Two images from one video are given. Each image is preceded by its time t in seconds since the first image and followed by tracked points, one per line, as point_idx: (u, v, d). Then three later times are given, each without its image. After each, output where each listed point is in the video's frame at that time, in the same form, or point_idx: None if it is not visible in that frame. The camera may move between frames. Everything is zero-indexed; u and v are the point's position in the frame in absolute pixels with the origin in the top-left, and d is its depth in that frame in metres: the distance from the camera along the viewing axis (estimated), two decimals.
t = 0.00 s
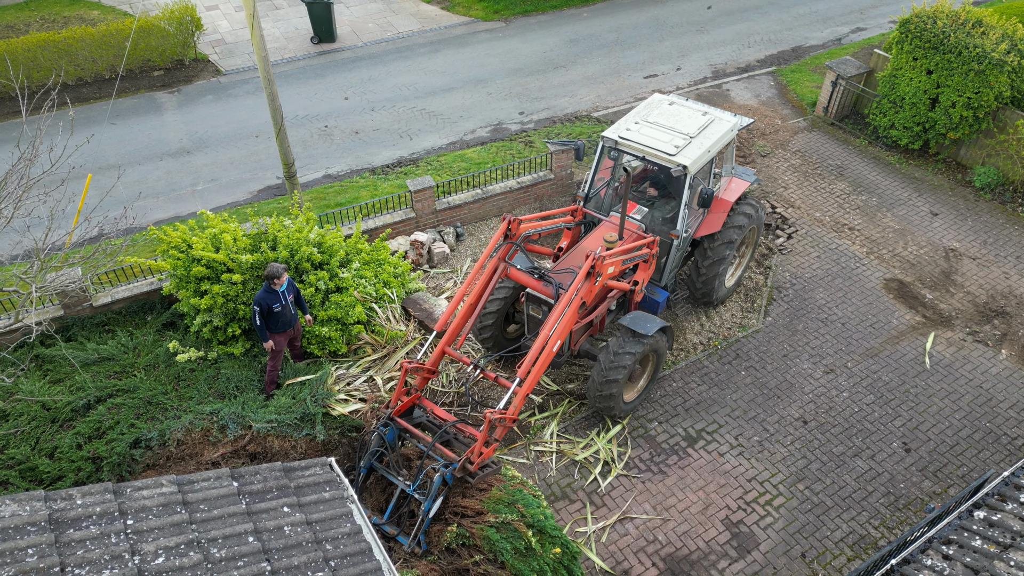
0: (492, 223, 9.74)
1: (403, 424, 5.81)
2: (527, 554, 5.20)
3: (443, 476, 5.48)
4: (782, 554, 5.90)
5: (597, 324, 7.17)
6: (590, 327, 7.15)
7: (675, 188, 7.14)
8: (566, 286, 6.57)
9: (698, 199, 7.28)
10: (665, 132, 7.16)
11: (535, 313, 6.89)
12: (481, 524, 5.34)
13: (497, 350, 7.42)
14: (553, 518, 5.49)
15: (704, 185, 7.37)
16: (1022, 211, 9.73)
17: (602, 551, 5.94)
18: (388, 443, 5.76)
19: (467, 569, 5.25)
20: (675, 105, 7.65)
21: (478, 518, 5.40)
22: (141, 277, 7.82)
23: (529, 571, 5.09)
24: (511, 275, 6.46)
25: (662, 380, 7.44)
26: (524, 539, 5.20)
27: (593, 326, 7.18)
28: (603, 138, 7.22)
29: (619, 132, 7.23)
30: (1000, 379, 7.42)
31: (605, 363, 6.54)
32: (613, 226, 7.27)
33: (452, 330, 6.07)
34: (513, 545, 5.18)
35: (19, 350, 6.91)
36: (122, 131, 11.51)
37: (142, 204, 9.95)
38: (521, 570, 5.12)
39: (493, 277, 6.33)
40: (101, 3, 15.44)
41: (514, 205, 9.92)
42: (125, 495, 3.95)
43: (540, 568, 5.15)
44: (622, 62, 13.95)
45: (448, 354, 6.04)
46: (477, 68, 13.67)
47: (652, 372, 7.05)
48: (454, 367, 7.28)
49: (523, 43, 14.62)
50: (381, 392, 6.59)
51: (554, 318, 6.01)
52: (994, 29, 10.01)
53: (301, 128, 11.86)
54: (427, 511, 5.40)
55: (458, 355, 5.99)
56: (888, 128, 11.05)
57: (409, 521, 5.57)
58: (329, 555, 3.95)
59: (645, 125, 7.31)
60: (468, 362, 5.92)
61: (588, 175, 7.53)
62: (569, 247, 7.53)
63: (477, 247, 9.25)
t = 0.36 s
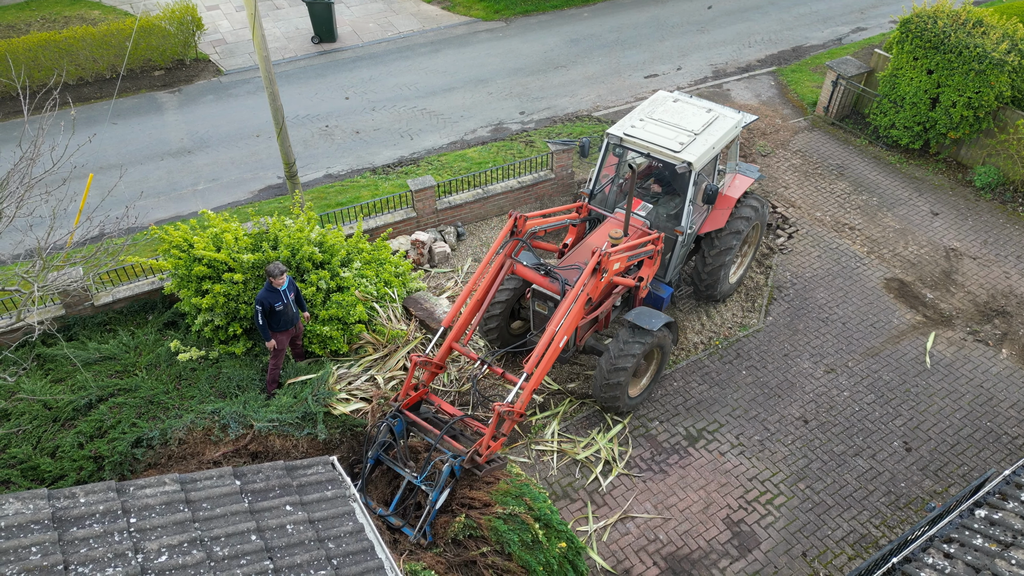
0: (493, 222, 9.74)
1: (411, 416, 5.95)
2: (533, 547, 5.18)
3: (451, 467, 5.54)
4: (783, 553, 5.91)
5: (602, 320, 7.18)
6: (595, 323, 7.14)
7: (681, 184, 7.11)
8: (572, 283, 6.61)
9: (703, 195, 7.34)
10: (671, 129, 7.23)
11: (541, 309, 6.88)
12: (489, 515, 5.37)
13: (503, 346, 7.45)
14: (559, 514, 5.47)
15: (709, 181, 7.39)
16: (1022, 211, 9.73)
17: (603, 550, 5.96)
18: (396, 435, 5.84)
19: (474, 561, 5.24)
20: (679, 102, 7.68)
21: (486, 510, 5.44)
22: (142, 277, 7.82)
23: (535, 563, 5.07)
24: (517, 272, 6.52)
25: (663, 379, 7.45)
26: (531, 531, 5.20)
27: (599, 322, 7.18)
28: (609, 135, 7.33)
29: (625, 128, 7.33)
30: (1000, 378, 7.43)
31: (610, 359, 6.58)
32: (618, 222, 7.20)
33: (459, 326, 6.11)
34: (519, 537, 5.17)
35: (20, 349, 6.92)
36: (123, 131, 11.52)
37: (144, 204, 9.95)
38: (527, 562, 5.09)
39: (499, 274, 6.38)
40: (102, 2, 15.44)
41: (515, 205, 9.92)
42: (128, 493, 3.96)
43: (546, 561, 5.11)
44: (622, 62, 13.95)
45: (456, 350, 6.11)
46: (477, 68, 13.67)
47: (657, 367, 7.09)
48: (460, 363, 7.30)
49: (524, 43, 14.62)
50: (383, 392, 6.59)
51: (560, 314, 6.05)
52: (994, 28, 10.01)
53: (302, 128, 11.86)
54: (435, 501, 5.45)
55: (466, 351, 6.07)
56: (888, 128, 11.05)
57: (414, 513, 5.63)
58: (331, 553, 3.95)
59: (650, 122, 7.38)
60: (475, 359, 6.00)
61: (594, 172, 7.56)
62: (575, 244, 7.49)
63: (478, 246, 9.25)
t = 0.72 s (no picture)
0: (492, 222, 9.73)
1: (417, 410, 5.96)
2: (538, 541, 5.33)
3: (457, 461, 5.61)
4: (783, 554, 5.90)
5: (606, 317, 7.20)
6: (599, 320, 7.17)
7: (682, 182, 7.24)
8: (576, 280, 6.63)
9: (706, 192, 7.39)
10: (674, 127, 7.21)
11: (545, 306, 6.92)
12: (494, 509, 5.46)
13: (505, 342, 7.48)
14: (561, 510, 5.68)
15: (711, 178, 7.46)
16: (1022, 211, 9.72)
17: (602, 550, 5.95)
18: (402, 428, 5.88)
19: (479, 554, 5.35)
20: (683, 99, 7.66)
21: (490, 503, 5.53)
22: (141, 277, 7.81)
23: (540, 557, 5.23)
24: (522, 269, 6.53)
25: (662, 379, 7.45)
26: (536, 525, 5.35)
27: (602, 319, 7.20)
28: (612, 132, 7.25)
29: (628, 126, 7.26)
30: (1000, 378, 7.43)
31: (614, 355, 6.61)
32: (622, 219, 7.28)
33: (464, 323, 6.12)
34: (525, 531, 5.31)
35: (19, 349, 6.91)
36: (123, 131, 11.51)
37: (143, 204, 9.95)
38: (532, 555, 5.24)
39: (504, 271, 6.38)
40: (101, 2, 15.44)
41: (514, 205, 9.92)
42: (126, 494, 3.95)
43: (551, 555, 5.30)
44: (622, 62, 13.95)
45: (461, 347, 6.12)
46: (477, 68, 13.67)
47: (659, 365, 7.12)
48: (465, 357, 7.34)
49: (523, 43, 14.62)
50: (382, 392, 6.57)
51: (565, 311, 6.07)
52: (994, 28, 10.00)
53: (302, 128, 11.85)
54: (440, 495, 5.52)
55: (471, 347, 6.07)
56: (888, 128, 11.04)
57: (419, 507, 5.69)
58: (329, 554, 3.95)
59: (654, 119, 7.34)
60: (480, 355, 6.00)
61: (598, 169, 7.62)
62: (578, 241, 7.50)
63: (478, 246, 9.24)
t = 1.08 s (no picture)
0: (491, 222, 9.72)
1: (422, 405, 5.95)
2: (541, 536, 5.30)
3: (462, 455, 5.62)
4: (781, 554, 5.90)
5: (608, 315, 7.24)
6: (601, 317, 7.23)
7: (685, 179, 7.24)
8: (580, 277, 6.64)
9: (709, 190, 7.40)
10: (676, 125, 7.17)
11: (548, 303, 6.98)
12: (499, 503, 5.47)
13: (507, 339, 7.48)
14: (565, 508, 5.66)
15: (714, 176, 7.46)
16: (1021, 211, 9.72)
17: (600, 551, 5.94)
18: (407, 423, 5.87)
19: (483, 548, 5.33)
20: (685, 97, 7.63)
21: (495, 498, 5.55)
22: (140, 277, 7.81)
23: (543, 551, 5.19)
24: (525, 266, 6.50)
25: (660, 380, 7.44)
26: (540, 520, 5.34)
27: (605, 316, 7.24)
28: (615, 130, 7.19)
29: (631, 124, 7.20)
30: (998, 379, 7.42)
31: (617, 351, 6.63)
32: (624, 217, 7.31)
33: (468, 320, 6.11)
34: (529, 525, 5.30)
35: (18, 349, 6.91)
36: (121, 131, 11.51)
37: (142, 204, 9.94)
38: (536, 549, 5.21)
39: (508, 268, 6.38)
40: (101, 2, 15.44)
41: (513, 205, 9.92)
42: (122, 495, 3.95)
43: (554, 551, 5.24)
44: (621, 62, 13.95)
45: (464, 344, 6.12)
46: (476, 68, 13.67)
47: (661, 361, 7.13)
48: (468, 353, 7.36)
49: (523, 43, 14.62)
50: (380, 394, 6.57)
51: (568, 308, 6.08)
52: (993, 29, 10.00)
53: (301, 128, 11.85)
54: (444, 489, 5.52)
55: (474, 344, 6.06)
56: (887, 128, 11.04)
57: (422, 501, 5.71)
58: (326, 555, 3.94)
59: (656, 117, 7.30)
60: (484, 351, 6.00)
61: (601, 166, 7.64)
62: (580, 238, 7.50)
63: (477, 246, 9.24)
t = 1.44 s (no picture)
0: (490, 223, 9.72)
1: (429, 397, 6.03)
2: (548, 527, 5.29)
3: (469, 446, 5.70)
4: (780, 554, 5.90)
5: (613, 310, 7.24)
6: (606, 312, 7.24)
7: (688, 176, 7.25)
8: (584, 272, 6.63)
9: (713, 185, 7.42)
10: (679, 121, 7.23)
11: (553, 298, 6.96)
12: (507, 493, 5.48)
13: (512, 335, 7.48)
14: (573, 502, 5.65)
15: (717, 171, 7.50)
16: (1021, 211, 9.72)
17: (600, 551, 5.95)
18: (415, 415, 5.94)
19: (492, 538, 5.31)
20: (687, 94, 7.68)
21: (503, 488, 5.56)
22: (140, 277, 7.81)
23: (551, 541, 5.17)
24: (530, 262, 6.50)
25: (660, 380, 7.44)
26: (548, 510, 5.33)
27: (609, 311, 7.25)
28: (619, 127, 7.30)
29: (634, 120, 7.31)
30: (998, 378, 7.42)
31: (623, 344, 6.67)
32: (628, 213, 7.27)
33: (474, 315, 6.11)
34: (536, 516, 5.29)
35: (17, 350, 6.91)
36: (121, 131, 11.51)
37: (141, 204, 9.94)
38: (543, 539, 5.20)
39: (513, 264, 6.40)
40: (100, 2, 15.43)
41: (513, 205, 9.92)
42: (120, 495, 3.95)
43: (561, 541, 5.21)
44: (621, 62, 13.95)
45: (470, 339, 6.15)
46: (476, 67, 13.67)
47: (665, 358, 7.21)
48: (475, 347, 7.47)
49: (523, 43, 14.62)
50: (380, 394, 6.58)
51: (573, 303, 6.10)
52: (992, 29, 10.00)
53: (301, 128, 11.85)
54: (452, 479, 5.58)
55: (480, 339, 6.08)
56: (886, 128, 11.04)
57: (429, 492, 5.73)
58: (324, 555, 3.94)
59: (660, 114, 7.37)
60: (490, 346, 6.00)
61: (604, 163, 7.61)
62: (584, 235, 7.54)
63: (477, 246, 9.24)
